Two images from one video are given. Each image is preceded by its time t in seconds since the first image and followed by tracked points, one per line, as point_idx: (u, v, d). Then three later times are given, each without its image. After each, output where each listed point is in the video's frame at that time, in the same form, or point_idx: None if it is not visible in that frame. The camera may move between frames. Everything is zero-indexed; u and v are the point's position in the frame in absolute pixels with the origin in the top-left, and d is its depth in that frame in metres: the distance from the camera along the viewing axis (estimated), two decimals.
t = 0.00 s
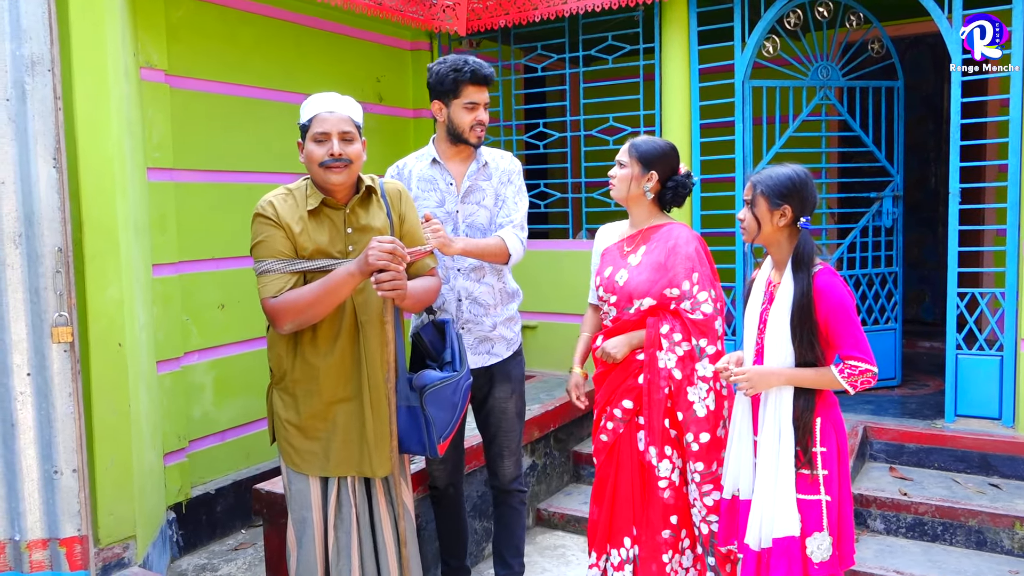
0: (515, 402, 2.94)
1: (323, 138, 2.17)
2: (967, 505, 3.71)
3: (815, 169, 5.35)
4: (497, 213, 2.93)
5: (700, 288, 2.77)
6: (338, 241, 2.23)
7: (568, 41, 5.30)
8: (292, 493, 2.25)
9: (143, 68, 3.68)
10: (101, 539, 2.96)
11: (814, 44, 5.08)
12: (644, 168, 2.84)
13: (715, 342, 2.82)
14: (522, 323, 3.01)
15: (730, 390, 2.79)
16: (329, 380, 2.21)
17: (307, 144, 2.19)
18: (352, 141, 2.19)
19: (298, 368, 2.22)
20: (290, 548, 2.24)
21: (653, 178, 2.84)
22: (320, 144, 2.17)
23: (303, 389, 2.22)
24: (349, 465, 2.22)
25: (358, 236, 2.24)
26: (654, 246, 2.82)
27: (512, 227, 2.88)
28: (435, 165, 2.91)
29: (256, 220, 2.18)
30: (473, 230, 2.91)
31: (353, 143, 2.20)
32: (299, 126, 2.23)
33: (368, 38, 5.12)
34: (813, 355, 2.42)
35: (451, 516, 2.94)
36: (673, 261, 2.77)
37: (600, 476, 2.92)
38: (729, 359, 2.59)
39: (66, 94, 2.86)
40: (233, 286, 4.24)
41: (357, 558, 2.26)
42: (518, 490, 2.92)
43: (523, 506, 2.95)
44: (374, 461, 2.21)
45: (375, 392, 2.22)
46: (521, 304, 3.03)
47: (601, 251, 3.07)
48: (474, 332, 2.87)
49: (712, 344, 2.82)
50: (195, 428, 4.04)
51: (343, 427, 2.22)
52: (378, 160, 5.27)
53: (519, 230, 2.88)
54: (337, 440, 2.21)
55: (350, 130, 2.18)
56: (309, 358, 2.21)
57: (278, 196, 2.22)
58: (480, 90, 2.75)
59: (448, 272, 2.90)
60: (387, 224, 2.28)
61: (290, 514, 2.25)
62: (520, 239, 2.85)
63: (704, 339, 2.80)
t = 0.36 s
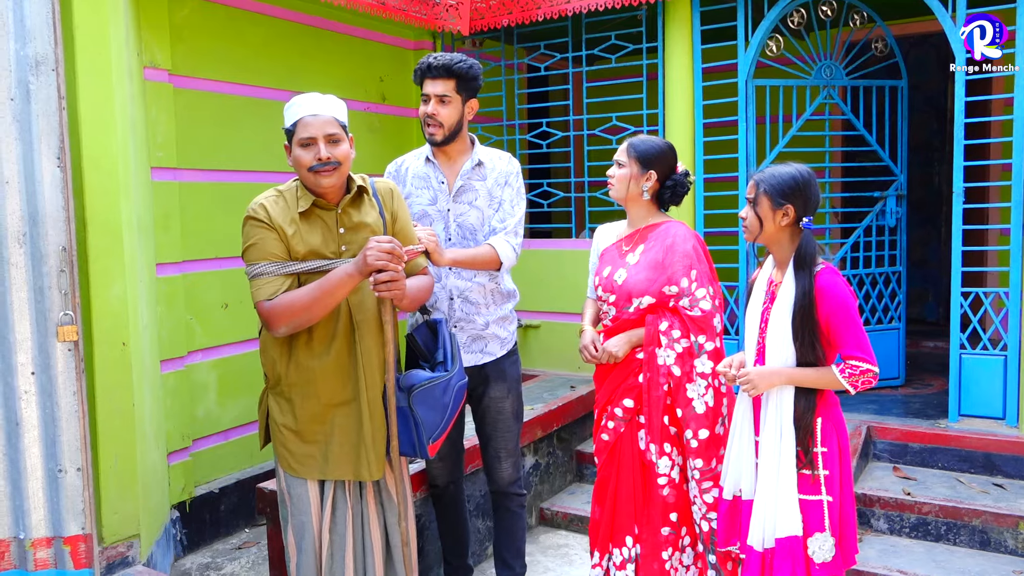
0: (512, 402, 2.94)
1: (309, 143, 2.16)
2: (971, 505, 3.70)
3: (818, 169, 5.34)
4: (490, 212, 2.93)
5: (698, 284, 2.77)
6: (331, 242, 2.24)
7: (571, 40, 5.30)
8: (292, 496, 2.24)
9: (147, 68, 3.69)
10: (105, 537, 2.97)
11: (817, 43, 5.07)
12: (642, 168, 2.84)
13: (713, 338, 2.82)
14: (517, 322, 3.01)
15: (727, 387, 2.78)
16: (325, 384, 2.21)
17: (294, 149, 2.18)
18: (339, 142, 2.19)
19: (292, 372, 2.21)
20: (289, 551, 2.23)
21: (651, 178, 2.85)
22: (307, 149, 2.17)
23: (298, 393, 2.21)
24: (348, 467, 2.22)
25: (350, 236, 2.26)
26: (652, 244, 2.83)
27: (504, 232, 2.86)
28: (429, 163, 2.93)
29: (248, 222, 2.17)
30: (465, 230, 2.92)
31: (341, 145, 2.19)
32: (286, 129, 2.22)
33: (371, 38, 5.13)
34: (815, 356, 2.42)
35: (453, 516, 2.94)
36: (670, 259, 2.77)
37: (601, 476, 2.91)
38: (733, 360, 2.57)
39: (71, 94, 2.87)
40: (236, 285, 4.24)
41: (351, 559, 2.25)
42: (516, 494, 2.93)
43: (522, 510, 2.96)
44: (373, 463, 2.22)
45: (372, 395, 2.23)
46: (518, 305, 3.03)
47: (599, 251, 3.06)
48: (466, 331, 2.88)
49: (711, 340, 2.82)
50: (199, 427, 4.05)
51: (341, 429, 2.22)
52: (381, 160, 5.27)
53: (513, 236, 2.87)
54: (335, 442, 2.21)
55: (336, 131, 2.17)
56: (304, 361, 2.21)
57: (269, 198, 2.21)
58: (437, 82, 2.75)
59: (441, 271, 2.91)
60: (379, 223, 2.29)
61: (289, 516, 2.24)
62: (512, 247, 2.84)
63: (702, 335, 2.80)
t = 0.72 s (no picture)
0: (511, 405, 2.95)
1: (323, 144, 2.17)
2: (973, 508, 3.70)
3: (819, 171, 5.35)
4: (488, 218, 2.93)
5: (696, 286, 2.78)
6: (339, 246, 2.25)
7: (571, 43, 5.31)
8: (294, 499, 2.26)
9: (148, 73, 3.70)
10: (106, 541, 2.97)
11: (818, 45, 5.08)
12: (641, 172, 2.85)
13: (712, 340, 2.84)
14: (515, 326, 3.01)
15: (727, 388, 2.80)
16: (329, 387, 2.21)
17: (308, 150, 2.19)
18: (352, 145, 2.21)
19: (298, 374, 2.22)
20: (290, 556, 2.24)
21: (649, 181, 2.86)
22: (321, 150, 2.18)
23: (302, 395, 2.22)
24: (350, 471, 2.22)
25: (358, 240, 2.27)
26: (649, 247, 2.84)
27: (502, 241, 2.87)
28: (429, 164, 2.94)
29: (256, 224, 2.18)
30: (461, 234, 2.93)
31: (353, 148, 2.21)
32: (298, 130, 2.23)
33: (372, 42, 5.14)
34: (812, 360, 2.42)
35: (454, 519, 2.95)
36: (667, 262, 2.78)
37: (601, 480, 2.91)
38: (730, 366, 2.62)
39: (73, 99, 2.88)
40: (238, 289, 4.25)
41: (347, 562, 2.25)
42: (517, 497, 2.93)
43: (522, 512, 2.96)
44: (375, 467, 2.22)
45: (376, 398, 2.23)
46: (516, 308, 3.03)
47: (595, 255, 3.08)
48: (465, 332, 2.88)
49: (709, 342, 2.83)
50: (201, 431, 4.05)
51: (344, 433, 2.22)
52: (382, 163, 5.28)
53: (511, 245, 2.87)
54: (338, 446, 2.21)
55: (350, 134, 2.19)
56: (309, 363, 2.21)
57: (277, 200, 2.22)
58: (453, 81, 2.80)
59: (440, 273, 2.91)
60: (386, 228, 2.30)
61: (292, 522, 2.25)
62: (510, 254, 2.84)
63: (700, 337, 2.81)
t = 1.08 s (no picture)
0: (511, 405, 2.95)
1: (329, 145, 2.19)
2: (975, 507, 3.70)
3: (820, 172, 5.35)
4: (493, 223, 2.93)
5: (695, 286, 2.78)
6: (342, 248, 2.25)
7: (572, 45, 5.32)
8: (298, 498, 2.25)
9: (149, 76, 3.71)
10: (109, 543, 2.98)
11: (818, 46, 5.08)
12: (645, 176, 2.85)
13: (711, 339, 2.85)
14: (516, 328, 3.01)
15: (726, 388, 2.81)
16: (335, 389, 2.22)
17: (312, 151, 2.20)
18: (356, 146, 2.22)
19: (302, 375, 2.23)
20: (295, 559, 2.22)
21: (653, 185, 2.87)
22: (327, 150, 2.19)
23: (308, 396, 2.23)
24: (357, 472, 2.23)
25: (361, 242, 2.27)
26: (647, 246, 2.84)
27: (508, 247, 2.88)
28: (436, 166, 2.96)
29: (259, 227, 2.18)
30: (466, 238, 2.94)
31: (358, 149, 2.22)
32: (303, 133, 2.24)
33: (372, 44, 5.15)
34: (812, 362, 2.43)
35: (456, 520, 2.95)
36: (666, 261, 2.79)
37: (601, 480, 2.92)
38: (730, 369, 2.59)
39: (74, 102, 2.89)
40: (240, 291, 4.26)
41: (359, 563, 2.27)
42: (518, 496, 2.93)
43: (524, 511, 2.96)
44: (381, 467, 2.23)
45: (382, 400, 2.24)
46: (516, 310, 3.03)
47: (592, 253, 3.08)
48: (464, 335, 2.89)
49: (708, 340, 2.84)
50: (203, 433, 4.06)
51: (349, 434, 2.23)
52: (383, 165, 5.29)
53: (515, 250, 2.89)
54: (344, 447, 2.22)
55: (355, 134, 2.21)
56: (315, 365, 2.22)
57: (281, 202, 2.23)
58: (449, 82, 2.80)
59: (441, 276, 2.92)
60: (389, 231, 2.31)
61: (296, 519, 2.24)
62: (513, 258, 2.86)
63: (700, 336, 2.82)
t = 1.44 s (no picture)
0: (514, 404, 2.95)
1: (337, 145, 2.18)
2: (976, 506, 3.69)
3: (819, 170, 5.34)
4: (493, 219, 2.93)
5: (699, 294, 2.82)
6: (350, 246, 2.25)
7: (571, 45, 5.32)
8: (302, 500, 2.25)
9: (148, 77, 3.71)
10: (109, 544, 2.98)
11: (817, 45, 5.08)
12: (639, 211, 2.85)
13: (720, 345, 2.91)
14: (518, 327, 3.02)
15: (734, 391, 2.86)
16: (340, 388, 2.22)
17: (321, 151, 2.20)
18: (363, 146, 2.23)
19: (309, 374, 2.23)
20: (297, 553, 2.24)
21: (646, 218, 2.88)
22: (333, 150, 2.19)
23: (314, 395, 2.23)
24: (360, 471, 2.21)
25: (368, 240, 2.27)
26: (646, 258, 2.84)
27: (512, 238, 2.89)
28: (429, 170, 2.95)
29: (267, 226, 2.17)
30: (468, 236, 2.93)
31: (364, 148, 2.23)
32: (309, 133, 2.24)
33: (371, 44, 5.15)
34: (813, 361, 2.42)
35: (457, 520, 2.94)
36: (668, 272, 2.79)
37: (598, 479, 2.91)
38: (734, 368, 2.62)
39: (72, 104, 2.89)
40: (240, 292, 4.26)
41: (362, 559, 2.26)
42: (519, 497, 2.93)
43: (525, 513, 2.95)
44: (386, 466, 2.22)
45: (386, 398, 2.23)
46: (519, 309, 3.04)
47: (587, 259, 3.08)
48: (469, 335, 2.88)
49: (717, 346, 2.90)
50: (203, 434, 4.06)
51: (354, 432, 2.23)
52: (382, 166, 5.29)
53: (519, 241, 2.90)
54: (349, 447, 2.22)
55: (361, 135, 2.22)
56: (321, 364, 2.22)
57: (288, 201, 2.22)
58: (433, 88, 2.78)
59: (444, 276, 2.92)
60: (396, 228, 2.31)
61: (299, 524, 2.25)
62: (518, 250, 2.87)
63: (711, 342, 2.87)
